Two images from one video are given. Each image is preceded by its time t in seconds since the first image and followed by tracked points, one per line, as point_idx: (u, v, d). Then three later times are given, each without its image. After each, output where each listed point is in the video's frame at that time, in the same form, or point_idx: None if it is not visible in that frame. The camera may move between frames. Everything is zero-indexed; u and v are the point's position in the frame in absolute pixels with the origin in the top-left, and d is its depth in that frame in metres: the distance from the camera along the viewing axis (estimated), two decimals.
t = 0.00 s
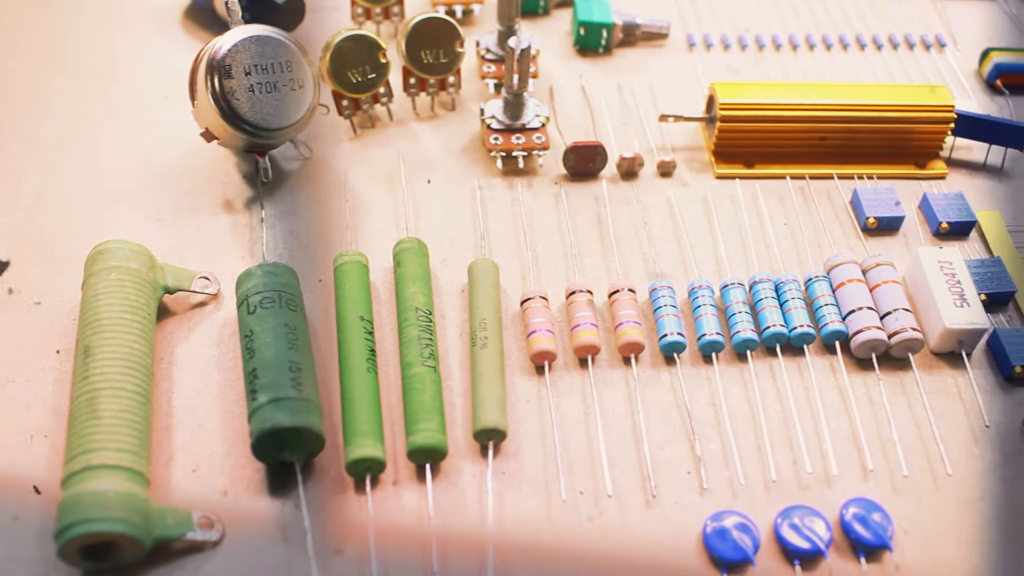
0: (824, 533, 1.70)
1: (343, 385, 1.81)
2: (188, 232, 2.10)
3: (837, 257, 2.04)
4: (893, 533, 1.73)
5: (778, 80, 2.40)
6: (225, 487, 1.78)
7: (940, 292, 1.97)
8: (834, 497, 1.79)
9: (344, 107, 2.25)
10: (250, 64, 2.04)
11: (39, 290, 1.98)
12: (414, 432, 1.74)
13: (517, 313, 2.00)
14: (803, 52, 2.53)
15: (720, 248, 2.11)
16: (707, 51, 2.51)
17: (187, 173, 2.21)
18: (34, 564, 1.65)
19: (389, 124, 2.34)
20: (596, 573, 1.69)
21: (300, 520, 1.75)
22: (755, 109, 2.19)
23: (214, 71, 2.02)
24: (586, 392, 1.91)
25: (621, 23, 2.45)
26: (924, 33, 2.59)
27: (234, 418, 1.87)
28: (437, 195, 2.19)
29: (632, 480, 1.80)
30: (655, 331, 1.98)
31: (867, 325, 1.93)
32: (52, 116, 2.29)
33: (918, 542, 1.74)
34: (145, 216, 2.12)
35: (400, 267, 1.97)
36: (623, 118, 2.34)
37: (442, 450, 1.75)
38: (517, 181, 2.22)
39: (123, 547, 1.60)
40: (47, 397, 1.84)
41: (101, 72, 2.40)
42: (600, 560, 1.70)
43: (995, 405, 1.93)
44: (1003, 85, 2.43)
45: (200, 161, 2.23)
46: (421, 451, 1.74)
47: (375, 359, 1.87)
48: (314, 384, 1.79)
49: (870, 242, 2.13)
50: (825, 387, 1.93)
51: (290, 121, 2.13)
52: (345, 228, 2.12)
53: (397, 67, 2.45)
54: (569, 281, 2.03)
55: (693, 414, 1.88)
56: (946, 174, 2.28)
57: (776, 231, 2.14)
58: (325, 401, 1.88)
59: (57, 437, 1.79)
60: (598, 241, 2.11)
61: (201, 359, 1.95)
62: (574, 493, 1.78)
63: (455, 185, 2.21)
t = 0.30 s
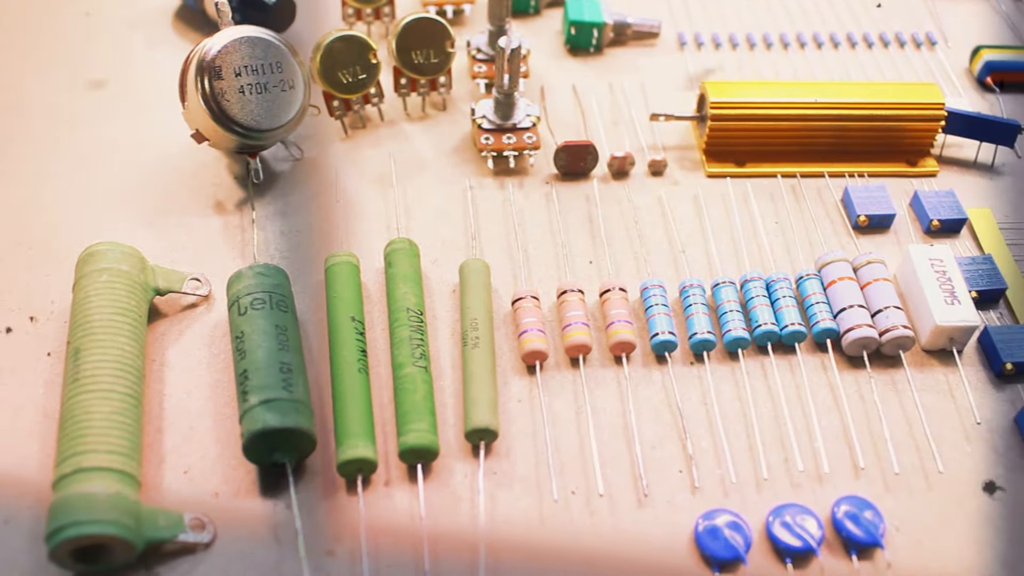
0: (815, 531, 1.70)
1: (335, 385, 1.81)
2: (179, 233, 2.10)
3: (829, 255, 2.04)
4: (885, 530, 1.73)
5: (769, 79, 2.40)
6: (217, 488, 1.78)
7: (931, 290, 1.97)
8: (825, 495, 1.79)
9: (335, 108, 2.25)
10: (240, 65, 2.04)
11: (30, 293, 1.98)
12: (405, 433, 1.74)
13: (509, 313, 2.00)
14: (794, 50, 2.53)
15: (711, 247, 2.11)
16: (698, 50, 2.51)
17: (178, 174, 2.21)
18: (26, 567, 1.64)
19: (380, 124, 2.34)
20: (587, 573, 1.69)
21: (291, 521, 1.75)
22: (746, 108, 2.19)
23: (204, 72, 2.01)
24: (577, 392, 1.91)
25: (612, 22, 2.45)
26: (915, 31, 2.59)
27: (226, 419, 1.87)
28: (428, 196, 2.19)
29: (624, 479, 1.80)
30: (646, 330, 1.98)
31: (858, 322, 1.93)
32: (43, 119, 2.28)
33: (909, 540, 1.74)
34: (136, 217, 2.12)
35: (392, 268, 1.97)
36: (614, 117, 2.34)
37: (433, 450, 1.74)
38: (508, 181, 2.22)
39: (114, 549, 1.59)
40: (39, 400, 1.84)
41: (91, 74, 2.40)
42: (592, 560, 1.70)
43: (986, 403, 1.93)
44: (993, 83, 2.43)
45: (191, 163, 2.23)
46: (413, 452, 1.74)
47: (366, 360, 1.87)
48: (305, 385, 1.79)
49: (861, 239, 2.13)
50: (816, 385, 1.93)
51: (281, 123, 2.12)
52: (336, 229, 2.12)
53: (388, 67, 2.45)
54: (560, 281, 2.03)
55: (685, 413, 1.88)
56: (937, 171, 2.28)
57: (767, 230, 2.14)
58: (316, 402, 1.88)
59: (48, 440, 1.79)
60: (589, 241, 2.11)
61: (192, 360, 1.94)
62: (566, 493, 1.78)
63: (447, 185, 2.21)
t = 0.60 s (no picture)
0: (806, 529, 1.71)
1: (326, 386, 1.81)
2: (170, 235, 2.10)
3: (819, 253, 2.04)
4: (876, 528, 1.73)
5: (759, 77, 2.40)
6: (208, 490, 1.78)
7: (921, 287, 1.97)
8: (816, 493, 1.79)
9: (325, 108, 2.25)
10: (230, 66, 2.04)
11: (20, 296, 1.97)
12: (396, 433, 1.74)
13: (499, 313, 2.00)
14: (784, 49, 2.53)
15: (702, 246, 2.11)
16: (688, 49, 2.51)
17: (168, 175, 2.20)
18: (16, 570, 1.64)
19: (371, 125, 2.34)
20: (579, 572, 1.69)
21: (282, 522, 1.75)
22: (735, 106, 2.19)
23: (194, 73, 2.01)
24: (568, 391, 1.91)
25: (602, 21, 2.45)
26: (905, 29, 2.60)
27: (217, 421, 1.87)
28: (418, 196, 2.19)
29: (615, 478, 1.80)
30: (637, 329, 1.98)
31: (848, 320, 1.93)
32: (33, 121, 2.28)
33: (900, 537, 1.74)
34: (126, 219, 2.12)
35: (382, 268, 1.97)
36: (604, 116, 2.34)
37: (424, 450, 1.74)
38: (499, 181, 2.22)
39: (105, 551, 1.59)
40: (29, 403, 1.83)
41: (81, 76, 2.39)
42: (583, 559, 1.70)
43: (977, 400, 1.93)
44: (983, 80, 2.44)
45: (181, 164, 2.23)
46: (403, 452, 1.74)
47: (357, 361, 1.87)
48: (295, 386, 1.79)
49: (851, 237, 2.13)
50: (807, 383, 1.94)
51: (271, 124, 2.12)
52: (326, 230, 2.12)
53: (379, 68, 2.45)
54: (550, 280, 2.03)
55: (676, 412, 1.88)
56: (927, 169, 2.28)
57: (758, 229, 2.15)
58: (307, 403, 1.87)
59: (38, 443, 1.79)
60: (579, 240, 2.11)
61: (183, 362, 1.94)
62: (557, 492, 1.78)
63: (437, 185, 2.21)
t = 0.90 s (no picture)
0: (796, 527, 1.71)
1: (315, 387, 1.81)
2: (159, 237, 2.09)
3: (808, 251, 2.04)
4: (865, 525, 1.73)
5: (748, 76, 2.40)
6: (197, 492, 1.78)
7: (910, 285, 1.98)
8: (806, 491, 1.79)
9: (314, 109, 2.25)
10: (217, 68, 2.03)
11: (8, 298, 1.97)
12: (385, 434, 1.73)
13: (489, 313, 2.00)
14: (773, 47, 2.54)
15: (691, 244, 2.11)
16: (677, 47, 2.51)
17: (157, 177, 2.20)
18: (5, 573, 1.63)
19: (360, 126, 2.33)
20: (569, 571, 1.68)
21: (271, 523, 1.74)
22: (724, 105, 2.19)
23: (181, 75, 2.01)
24: (557, 391, 1.91)
25: (591, 20, 2.45)
26: (894, 26, 2.60)
27: (206, 423, 1.87)
28: (407, 196, 2.19)
29: (605, 477, 1.80)
30: (626, 328, 1.98)
31: (837, 318, 1.93)
32: (21, 124, 2.27)
33: (890, 534, 1.74)
34: (115, 221, 2.11)
35: (371, 269, 1.97)
36: (594, 115, 2.34)
37: (413, 451, 1.74)
38: (488, 181, 2.22)
39: (94, 554, 1.59)
40: (17, 406, 1.83)
41: (70, 79, 2.39)
42: (574, 558, 1.70)
43: (966, 396, 1.93)
44: (971, 77, 2.44)
45: (170, 166, 2.23)
46: (393, 453, 1.73)
47: (346, 362, 1.87)
48: (284, 387, 1.79)
49: (841, 235, 2.13)
50: (796, 381, 1.94)
51: (259, 125, 2.12)
52: (315, 231, 2.12)
53: (368, 68, 2.45)
54: (540, 280, 2.03)
55: (666, 410, 1.88)
56: (916, 166, 2.28)
57: (747, 227, 2.15)
58: (296, 405, 1.87)
59: (27, 446, 1.78)
60: (569, 240, 2.11)
61: (172, 364, 1.94)
62: (547, 492, 1.78)
63: (427, 185, 2.21)
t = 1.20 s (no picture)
0: (786, 525, 1.70)
1: (305, 388, 1.80)
2: (148, 239, 2.09)
3: (797, 249, 2.04)
4: (856, 523, 1.73)
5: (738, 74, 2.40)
6: (187, 493, 1.77)
7: (899, 282, 1.98)
8: (796, 489, 1.79)
9: (303, 110, 2.24)
10: (206, 69, 2.03)
11: None
12: (375, 434, 1.73)
13: (478, 313, 2.00)
14: (762, 45, 2.54)
15: (681, 243, 2.11)
16: (667, 46, 2.51)
17: (147, 179, 2.20)
18: None
19: (349, 126, 2.33)
20: (560, 570, 1.68)
21: (262, 525, 1.74)
22: (713, 103, 2.19)
23: (170, 76, 2.00)
24: (547, 390, 1.91)
25: (580, 20, 2.45)
26: (883, 24, 2.60)
27: (196, 424, 1.86)
28: (397, 197, 2.19)
29: (595, 476, 1.80)
30: (616, 327, 1.98)
31: (827, 316, 1.93)
32: (10, 126, 2.27)
33: (880, 531, 1.75)
34: (104, 223, 2.11)
35: (361, 269, 1.96)
36: (583, 114, 2.34)
37: (403, 451, 1.74)
38: (477, 181, 2.22)
39: (83, 557, 1.59)
40: (6, 409, 1.82)
41: (59, 81, 2.38)
42: (564, 557, 1.70)
43: (956, 393, 1.93)
44: (960, 75, 2.45)
45: (160, 167, 2.22)
46: (383, 453, 1.73)
47: (336, 362, 1.87)
48: (274, 388, 1.78)
49: (830, 233, 2.14)
50: (786, 379, 1.94)
51: (248, 126, 2.12)
52: (305, 232, 2.12)
53: (357, 69, 2.45)
54: (529, 279, 2.03)
55: (656, 409, 1.89)
56: (906, 163, 2.29)
57: (736, 225, 2.15)
58: (286, 406, 1.87)
59: (16, 449, 1.78)
60: (559, 239, 2.11)
61: (162, 366, 1.94)
62: (537, 491, 1.78)
63: (416, 185, 2.21)
